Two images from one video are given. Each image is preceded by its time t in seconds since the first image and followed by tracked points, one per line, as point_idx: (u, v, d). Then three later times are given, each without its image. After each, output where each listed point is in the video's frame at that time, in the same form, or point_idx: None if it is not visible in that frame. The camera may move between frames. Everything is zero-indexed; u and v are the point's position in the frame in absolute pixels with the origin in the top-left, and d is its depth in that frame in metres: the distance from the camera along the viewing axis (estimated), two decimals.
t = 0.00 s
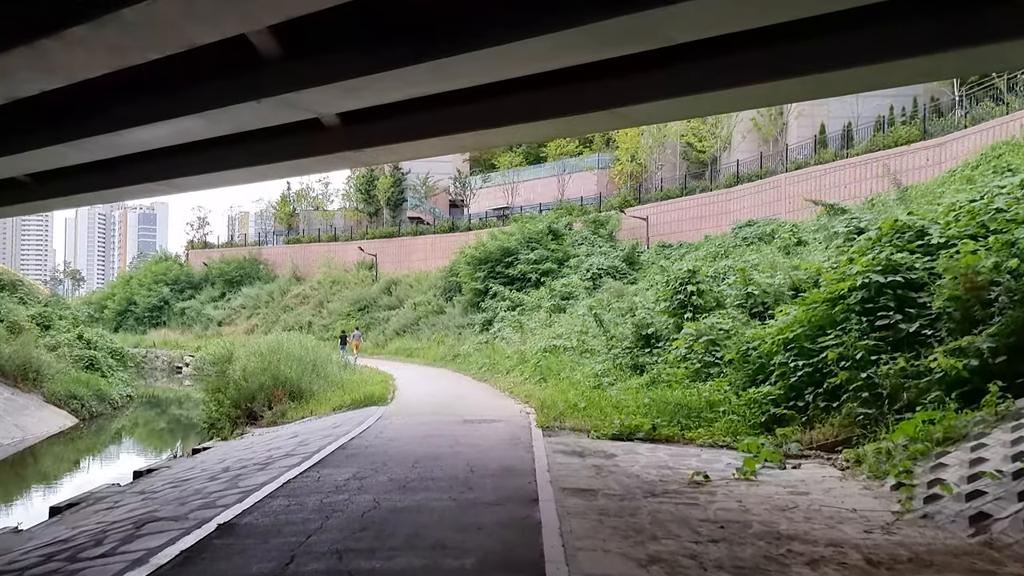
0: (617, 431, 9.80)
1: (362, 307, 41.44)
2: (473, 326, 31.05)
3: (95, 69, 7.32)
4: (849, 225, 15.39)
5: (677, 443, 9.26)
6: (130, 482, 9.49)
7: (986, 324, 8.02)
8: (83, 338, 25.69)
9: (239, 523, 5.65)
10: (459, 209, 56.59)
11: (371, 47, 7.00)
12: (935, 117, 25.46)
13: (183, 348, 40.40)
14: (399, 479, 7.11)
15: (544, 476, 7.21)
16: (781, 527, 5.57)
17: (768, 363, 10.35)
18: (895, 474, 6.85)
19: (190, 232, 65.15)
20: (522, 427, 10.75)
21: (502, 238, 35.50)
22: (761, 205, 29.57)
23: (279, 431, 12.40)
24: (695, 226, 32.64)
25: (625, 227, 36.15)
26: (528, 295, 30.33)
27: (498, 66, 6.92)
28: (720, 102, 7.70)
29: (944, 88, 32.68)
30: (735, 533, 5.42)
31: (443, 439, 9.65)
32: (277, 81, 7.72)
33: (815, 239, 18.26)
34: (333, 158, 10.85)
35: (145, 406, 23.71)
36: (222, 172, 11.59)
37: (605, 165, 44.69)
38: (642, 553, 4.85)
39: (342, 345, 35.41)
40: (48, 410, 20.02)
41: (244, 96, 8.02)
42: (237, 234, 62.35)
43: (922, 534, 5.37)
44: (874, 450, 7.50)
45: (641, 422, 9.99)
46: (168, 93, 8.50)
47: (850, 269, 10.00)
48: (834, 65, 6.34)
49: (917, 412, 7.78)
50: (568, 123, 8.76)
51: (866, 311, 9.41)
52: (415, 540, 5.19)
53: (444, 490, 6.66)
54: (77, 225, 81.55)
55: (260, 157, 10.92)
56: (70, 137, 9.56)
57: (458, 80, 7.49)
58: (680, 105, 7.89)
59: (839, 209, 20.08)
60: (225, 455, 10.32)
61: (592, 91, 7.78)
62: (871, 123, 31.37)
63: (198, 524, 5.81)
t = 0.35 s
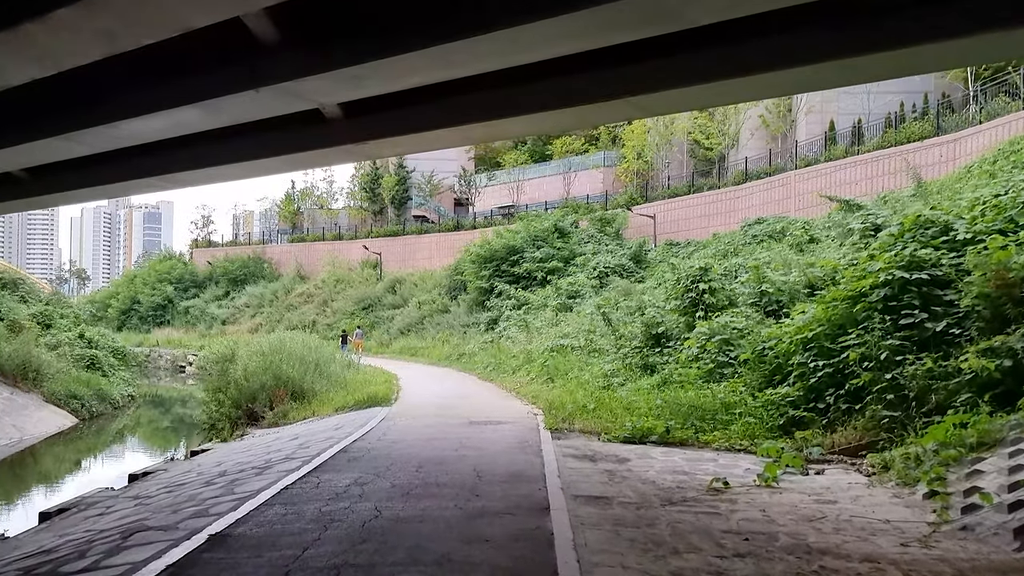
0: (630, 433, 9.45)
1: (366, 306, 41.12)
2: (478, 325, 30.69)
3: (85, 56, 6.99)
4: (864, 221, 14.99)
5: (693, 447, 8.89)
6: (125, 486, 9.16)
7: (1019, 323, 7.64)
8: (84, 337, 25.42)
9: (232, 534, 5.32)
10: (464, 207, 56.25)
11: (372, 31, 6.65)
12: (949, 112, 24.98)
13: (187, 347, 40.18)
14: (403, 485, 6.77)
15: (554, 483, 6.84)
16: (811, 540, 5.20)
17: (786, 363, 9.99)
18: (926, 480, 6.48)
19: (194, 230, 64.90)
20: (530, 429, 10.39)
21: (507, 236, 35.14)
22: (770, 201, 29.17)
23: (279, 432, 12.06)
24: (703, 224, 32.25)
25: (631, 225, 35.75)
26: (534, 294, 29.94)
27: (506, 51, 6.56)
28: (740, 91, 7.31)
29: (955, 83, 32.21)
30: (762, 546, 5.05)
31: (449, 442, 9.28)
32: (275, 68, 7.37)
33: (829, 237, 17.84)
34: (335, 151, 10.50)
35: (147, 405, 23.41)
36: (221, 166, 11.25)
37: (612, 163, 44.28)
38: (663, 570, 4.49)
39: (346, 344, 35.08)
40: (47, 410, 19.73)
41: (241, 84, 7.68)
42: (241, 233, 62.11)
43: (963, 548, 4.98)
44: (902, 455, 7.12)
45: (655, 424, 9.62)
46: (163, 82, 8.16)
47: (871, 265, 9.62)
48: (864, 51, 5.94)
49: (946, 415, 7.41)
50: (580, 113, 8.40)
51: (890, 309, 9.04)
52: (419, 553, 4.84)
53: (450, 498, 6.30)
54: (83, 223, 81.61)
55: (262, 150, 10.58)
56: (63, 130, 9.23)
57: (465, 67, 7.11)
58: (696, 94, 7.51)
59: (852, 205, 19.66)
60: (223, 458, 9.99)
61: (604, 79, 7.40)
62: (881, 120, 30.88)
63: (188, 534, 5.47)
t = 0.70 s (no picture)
0: (639, 438, 9.08)
1: (369, 305, 40.76)
2: (482, 324, 30.33)
3: (68, 43, 6.65)
4: (879, 218, 14.60)
5: (705, 453, 8.52)
6: (115, 493, 8.82)
7: None
8: (83, 337, 25.14)
9: (218, 551, 4.96)
10: (468, 206, 55.90)
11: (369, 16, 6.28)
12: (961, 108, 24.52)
13: (188, 347, 39.89)
14: (403, 495, 6.41)
15: (562, 493, 6.47)
16: (840, 559, 4.82)
17: (802, 365, 9.61)
18: (956, 490, 6.10)
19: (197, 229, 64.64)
20: (536, 433, 10.02)
21: (511, 235, 34.78)
22: (778, 199, 28.76)
23: (277, 436, 11.70)
24: (710, 222, 31.84)
25: (637, 223, 35.36)
26: (539, 293, 29.57)
27: (510, 37, 6.19)
28: (759, 80, 6.91)
29: (965, 79, 31.76)
30: (788, 565, 4.68)
31: (451, 446, 8.93)
32: (267, 57, 7.01)
33: (841, 235, 17.44)
34: (334, 145, 10.13)
35: (146, 406, 23.10)
36: (217, 161, 10.91)
37: (616, 161, 43.89)
38: None
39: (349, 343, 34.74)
40: (44, 411, 19.42)
41: (233, 74, 7.32)
42: (244, 232, 61.87)
43: (1006, 569, 4.60)
44: (929, 462, 6.74)
45: (665, 428, 9.24)
46: (152, 72, 7.80)
47: (892, 263, 9.23)
48: (892, 37, 5.54)
49: (975, 421, 7.03)
50: (587, 105, 8.02)
51: (911, 309, 8.65)
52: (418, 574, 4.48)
53: (451, 510, 5.93)
54: (86, 222, 81.50)
55: (258, 144, 10.23)
56: (51, 123, 8.90)
57: (467, 55, 6.74)
58: (711, 84, 7.12)
59: (863, 202, 19.25)
60: (217, 463, 9.64)
61: (614, 67, 7.01)
62: (889, 117, 30.46)
63: (169, 551, 5.11)
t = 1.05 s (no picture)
0: (648, 438, 8.73)
1: (369, 302, 40.37)
2: (483, 322, 29.95)
3: (46, 24, 6.26)
4: (892, 211, 14.23)
5: (718, 454, 8.16)
6: (103, 495, 8.45)
7: None
8: (79, 334, 24.78)
9: (201, 563, 4.60)
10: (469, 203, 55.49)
11: None
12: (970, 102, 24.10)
13: (187, 345, 39.51)
14: (401, 500, 6.04)
15: (570, 498, 6.11)
16: (872, 572, 4.45)
17: (818, 363, 9.26)
18: (990, 494, 5.74)
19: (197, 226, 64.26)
20: (540, 433, 9.65)
21: (513, 231, 34.40)
22: (784, 195, 28.37)
23: (273, 436, 11.34)
24: (714, 218, 31.44)
25: (640, 220, 34.96)
26: (541, 290, 29.18)
27: (515, 15, 5.81)
28: (778, 60, 6.53)
29: (973, 73, 31.27)
30: None
31: (453, 447, 8.57)
32: (257, 39, 6.64)
33: (852, 230, 17.05)
34: (330, 135, 9.76)
35: (144, 405, 22.74)
36: (210, 152, 10.53)
37: (619, 157, 43.46)
38: None
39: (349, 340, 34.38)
40: (38, 410, 19.06)
41: (222, 56, 6.95)
42: (244, 229, 61.48)
43: None
44: (958, 464, 6.38)
45: (676, 428, 8.88)
46: (138, 54, 7.42)
47: (912, 256, 8.86)
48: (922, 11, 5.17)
49: (1005, 421, 6.69)
50: (595, 91, 7.64)
51: (933, 304, 8.30)
52: None
53: (453, 517, 5.56)
54: (86, 219, 81.16)
55: (252, 135, 9.87)
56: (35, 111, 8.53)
57: (469, 35, 6.36)
58: (727, 67, 6.74)
59: (872, 196, 18.86)
60: (209, 464, 9.29)
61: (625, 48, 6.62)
62: (896, 112, 30.03)
63: (149, 562, 4.73)
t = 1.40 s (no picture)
0: (655, 442, 8.40)
1: (370, 301, 40.05)
2: (484, 321, 29.59)
3: (22, 6, 5.92)
4: (904, 208, 13.87)
5: (730, 460, 7.81)
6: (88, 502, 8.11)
7: None
8: (75, 334, 24.44)
9: None
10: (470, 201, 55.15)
11: None
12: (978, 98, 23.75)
13: (186, 344, 39.20)
14: (396, 512, 5.68)
15: (576, 509, 5.76)
16: None
17: (833, 364, 8.90)
18: None
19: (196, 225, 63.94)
20: (543, 436, 9.30)
21: (514, 229, 34.04)
22: (789, 192, 28.01)
23: (267, 439, 10.99)
24: (718, 216, 31.07)
25: (642, 218, 34.61)
26: (542, 289, 28.83)
27: None
28: (795, 46, 6.17)
29: (979, 69, 30.88)
30: None
31: (453, 452, 8.23)
32: (245, 23, 6.28)
33: (860, 227, 16.70)
34: (325, 129, 9.41)
35: (140, 405, 22.40)
36: (201, 147, 10.18)
37: (621, 155, 43.08)
38: None
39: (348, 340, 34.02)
40: (32, 411, 18.71)
41: (209, 42, 6.60)
42: (244, 227, 61.16)
43: None
44: (984, 472, 6.03)
45: (685, 432, 8.53)
46: (122, 41, 7.08)
47: (931, 253, 8.50)
48: None
49: None
50: (603, 79, 7.28)
51: (955, 303, 7.94)
52: None
53: (451, 531, 5.21)
54: (87, 218, 80.89)
55: (244, 128, 9.51)
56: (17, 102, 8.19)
57: (468, 21, 6.02)
58: (742, 54, 6.39)
59: (879, 193, 18.50)
60: (200, 470, 8.94)
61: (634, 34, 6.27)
62: (901, 109, 29.65)
63: None
